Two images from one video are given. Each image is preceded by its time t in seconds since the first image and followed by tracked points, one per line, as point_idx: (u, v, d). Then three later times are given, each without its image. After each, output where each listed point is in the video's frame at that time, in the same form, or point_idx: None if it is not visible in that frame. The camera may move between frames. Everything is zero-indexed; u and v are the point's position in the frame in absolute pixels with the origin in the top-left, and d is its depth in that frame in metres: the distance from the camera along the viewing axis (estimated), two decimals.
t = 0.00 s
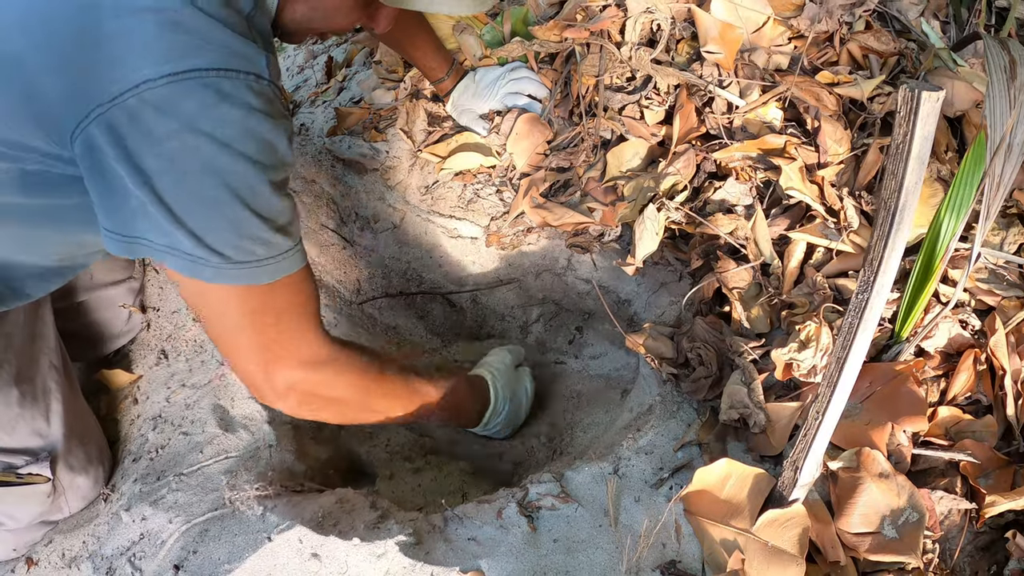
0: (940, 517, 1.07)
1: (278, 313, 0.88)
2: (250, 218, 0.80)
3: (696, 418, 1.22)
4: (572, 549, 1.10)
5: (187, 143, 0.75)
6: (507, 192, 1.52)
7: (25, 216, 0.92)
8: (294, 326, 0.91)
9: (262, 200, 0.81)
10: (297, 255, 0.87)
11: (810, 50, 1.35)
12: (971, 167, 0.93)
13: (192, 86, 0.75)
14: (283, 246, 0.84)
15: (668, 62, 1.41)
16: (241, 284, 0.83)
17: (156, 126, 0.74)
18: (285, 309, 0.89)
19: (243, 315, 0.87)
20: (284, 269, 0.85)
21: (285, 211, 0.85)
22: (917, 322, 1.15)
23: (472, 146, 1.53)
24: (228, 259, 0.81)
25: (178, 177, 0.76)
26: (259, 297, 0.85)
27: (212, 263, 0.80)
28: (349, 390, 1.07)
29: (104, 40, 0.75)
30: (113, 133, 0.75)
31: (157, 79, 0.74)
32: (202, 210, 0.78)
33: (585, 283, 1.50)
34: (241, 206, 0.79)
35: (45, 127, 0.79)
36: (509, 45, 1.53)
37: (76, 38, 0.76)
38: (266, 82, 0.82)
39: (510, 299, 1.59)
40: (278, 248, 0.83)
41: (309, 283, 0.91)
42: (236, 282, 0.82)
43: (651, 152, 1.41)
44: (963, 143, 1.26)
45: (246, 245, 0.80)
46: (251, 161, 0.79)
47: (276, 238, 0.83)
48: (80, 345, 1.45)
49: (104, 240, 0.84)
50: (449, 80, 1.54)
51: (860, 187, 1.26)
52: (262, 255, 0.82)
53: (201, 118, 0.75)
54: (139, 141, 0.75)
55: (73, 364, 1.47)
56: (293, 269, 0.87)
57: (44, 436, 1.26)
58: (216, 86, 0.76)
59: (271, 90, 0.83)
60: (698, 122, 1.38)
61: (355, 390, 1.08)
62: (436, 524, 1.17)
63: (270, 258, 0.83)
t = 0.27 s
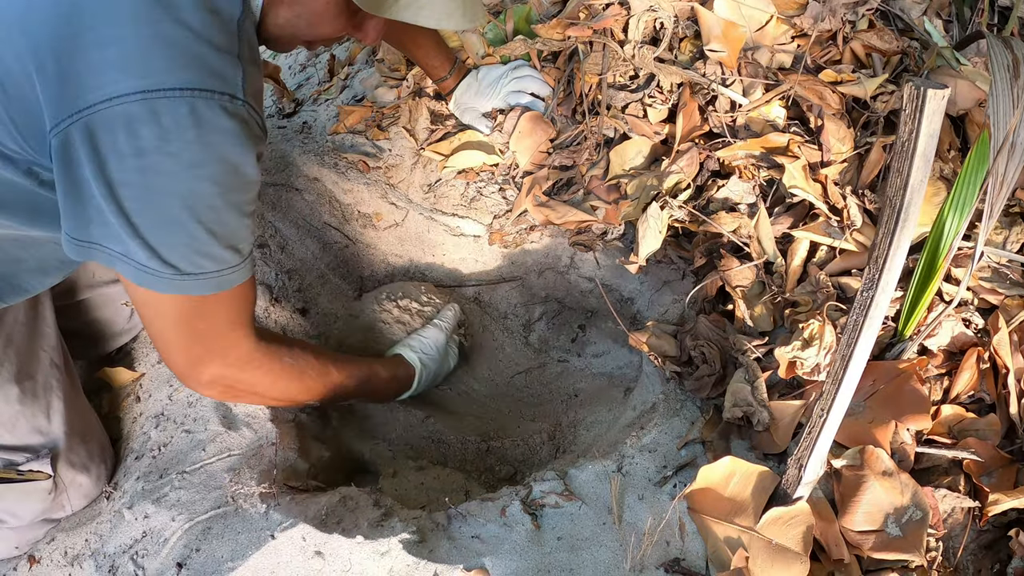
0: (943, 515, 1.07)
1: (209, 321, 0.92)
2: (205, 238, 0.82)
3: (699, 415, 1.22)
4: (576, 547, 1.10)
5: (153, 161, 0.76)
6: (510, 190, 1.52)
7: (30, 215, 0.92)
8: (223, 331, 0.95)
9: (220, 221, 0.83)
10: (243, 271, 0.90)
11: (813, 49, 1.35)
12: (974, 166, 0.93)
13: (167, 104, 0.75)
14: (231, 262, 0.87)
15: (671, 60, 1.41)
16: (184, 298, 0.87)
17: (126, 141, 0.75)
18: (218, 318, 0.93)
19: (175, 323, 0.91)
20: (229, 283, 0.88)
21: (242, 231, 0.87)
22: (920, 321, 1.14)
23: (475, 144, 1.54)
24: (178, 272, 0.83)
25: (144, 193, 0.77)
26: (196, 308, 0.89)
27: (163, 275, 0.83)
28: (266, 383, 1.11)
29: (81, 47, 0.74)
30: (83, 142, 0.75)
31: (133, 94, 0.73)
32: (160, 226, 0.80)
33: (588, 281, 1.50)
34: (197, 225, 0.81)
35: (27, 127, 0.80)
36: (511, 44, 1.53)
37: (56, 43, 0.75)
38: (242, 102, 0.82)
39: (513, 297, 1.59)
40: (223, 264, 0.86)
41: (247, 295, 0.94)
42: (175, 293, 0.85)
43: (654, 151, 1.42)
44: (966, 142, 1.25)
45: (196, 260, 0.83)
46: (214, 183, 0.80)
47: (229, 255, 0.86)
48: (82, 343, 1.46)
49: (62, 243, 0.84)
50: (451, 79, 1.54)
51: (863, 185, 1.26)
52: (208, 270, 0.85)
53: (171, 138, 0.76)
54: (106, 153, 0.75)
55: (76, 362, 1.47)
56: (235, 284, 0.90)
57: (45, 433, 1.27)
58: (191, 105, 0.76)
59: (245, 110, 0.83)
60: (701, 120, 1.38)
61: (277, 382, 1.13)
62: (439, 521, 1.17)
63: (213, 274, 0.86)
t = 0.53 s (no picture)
0: (948, 503, 1.07)
1: (252, 291, 0.93)
2: (228, 219, 0.82)
3: (704, 404, 1.22)
4: (582, 535, 1.11)
5: (166, 149, 0.76)
6: (512, 179, 1.51)
7: (31, 204, 0.91)
8: (261, 301, 0.95)
9: (242, 203, 0.83)
10: (276, 245, 0.90)
11: (816, 38, 1.33)
12: (981, 152, 0.92)
13: (174, 91, 0.74)
14: (263, 239, 0.87)
15: (673, 48, 1.40)
16: (215, 275, 0.87)
17: (136, 130, 0.75)
18: (259, 289, 0.93)
19: (215, 290, 0.91)
20: (264, 258, 0.89)
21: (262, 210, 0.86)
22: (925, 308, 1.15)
23: (478, 133, 1.53)
24: (207, 255, 0.84)
25: (159, 181, 0.77)
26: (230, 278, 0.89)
27: (194, 257, 0.83)
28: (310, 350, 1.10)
29: (82, 41, 0.74)
30: (95, 135, 0.75)
31: (139, 84, 0.73)
32: (183, 211, 0.80)
33: (592, 270, 1.49)
34: (221, 210, 0.81)
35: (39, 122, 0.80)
36: (513, 32, 1.52)
37: (57, 38, 0.75)
38: (247, 85, 0.81)
39: (516, 286, 1.58)
40: (253, 242, 0.86)
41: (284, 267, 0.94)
42: (212, 272, 0.86)
43: (657, 139, 1.41)
44: (970, 131, 1.25)
45: (224, 240, 0.83)
46: (231, 164, 0.80)
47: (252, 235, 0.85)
48: (85, 334, 1.45)
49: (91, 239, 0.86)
50: (453, 69, 1.54)
51: (867, 173, 1.25)
52: (240, 249, 0.85)
53: (182, 124, 0.75)
54: (121, 143, 0.76)
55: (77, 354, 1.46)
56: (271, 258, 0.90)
57: (45, 425, 1.26)
58: (198, 90, 0.75)
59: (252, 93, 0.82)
60: (704, 109, 1.37)
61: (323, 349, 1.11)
62: (444, 511, 1.17)
63: (245, 251, 0.86)
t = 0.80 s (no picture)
0: (954, 505, 1.07)
1: (215, 301, 0.91)
2: (221, 217, 0.82)
3: (710, 404, 1.22)
4: (587, 535, 1.10)
5: (171, 142, 0.75)
6: (518, 177, 1.51)
7: (36, 202, 0.90)
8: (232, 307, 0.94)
9: (236, 201, 0.83)
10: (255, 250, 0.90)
11: (822, 38, 1.33)
12: (989, 153, 0.92)
13: (182, 85, 0.74)
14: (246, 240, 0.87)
15: (680, 48, 1.40)
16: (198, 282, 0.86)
17: (142, 123, 0.74)
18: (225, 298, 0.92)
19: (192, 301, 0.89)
20: (245, 263, 0.89)
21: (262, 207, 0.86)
22: (931, 310, 1.13)
23: (484, 131, 1.52)
24: (198, 255, 0.83)
25: (162, 175, 0.77)
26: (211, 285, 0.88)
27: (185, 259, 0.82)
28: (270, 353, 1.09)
29: (92, 32, 0.73)
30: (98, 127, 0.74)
31: (147, 76, 0.72)
32: (178, 205, 0.79)
33: (597, 270, 1.48)
34: (214, 206, 0.81)
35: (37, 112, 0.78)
36: (519, 31, 1.52)
37: (65, 30, 0.74)
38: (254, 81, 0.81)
39: (521, 286, 1.58)
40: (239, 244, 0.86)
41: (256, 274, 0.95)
42: (194, 278, 0.85)
43: (663, 139, 1.40)
44: (977, 132, 1.25)
45: (215, 240, 0.83)
46: (233, 160, 0.80)
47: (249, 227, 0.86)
48: (88, 331, 1.45)
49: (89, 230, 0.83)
50: (459, 67, 1.54)
51: (874, 174, 1.25)
52: (226, 250, 0.85)
53: (188, 119, 0.75)
54: (124, 136, 0.75)
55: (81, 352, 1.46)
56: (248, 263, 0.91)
57: (48, 423, 1.25)
58: (206, 85, 0.75)
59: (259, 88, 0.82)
60: (711, 108, 1.37)
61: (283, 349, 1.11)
62: (448, 510, 1.17)
63: (231, 253, 0.86)
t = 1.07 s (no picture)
0: (953, 504, 1.07)
1: (198, 280, 0.82)
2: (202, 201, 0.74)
3: (709, 403, 1.22)
4: (585, 534, 1.11)
5: (143, 123, 0.67)
6: (516, 177, 1.51)
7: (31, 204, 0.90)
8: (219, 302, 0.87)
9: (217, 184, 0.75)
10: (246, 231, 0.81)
11: (821, 37, 1.33)
12: (986, 153, 0.92)
13: (160, 65, 0.66)
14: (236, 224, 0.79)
15: (678, 47, 1.40)
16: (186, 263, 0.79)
17: (118, 103, 0.67)
18: (206, 283, 0.83)
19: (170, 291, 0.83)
20: (231, 244, 0.80)
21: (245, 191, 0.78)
22: (930, 308, 1.14)
23: (483, 131, 1.52)
24: (179, 240, 0.75)
25: (139, 160, 0.69)
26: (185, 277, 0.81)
27: (167, 242, 0.75)
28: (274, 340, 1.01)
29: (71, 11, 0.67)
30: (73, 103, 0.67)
31: (124, 53, 0.65)
32: (156, 190, 0.71)
33: (596, 269, 1.49)
34: (195, 189, 0.72)
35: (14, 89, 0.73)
36: (517, 31, 1.52)
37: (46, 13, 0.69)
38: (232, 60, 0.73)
39: (520, 285, 1.58)
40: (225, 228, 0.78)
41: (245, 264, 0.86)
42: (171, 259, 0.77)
43: (661, 138, 1.41)
44: (975, 131, 1.25)
45: (196, 223, 0.75)
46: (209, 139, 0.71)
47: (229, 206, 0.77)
48: (85, 330, 1.44)
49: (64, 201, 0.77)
50: (456, 67, 1.53)
51: (872, 173, 1.25)
52: (210, 234, 0.77)
53: (163, 98, 0.67)
54: (98, 117, 0.68)
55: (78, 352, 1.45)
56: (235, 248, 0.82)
57: (46, 421, 1.25)
58: (184, 65, 0.68)
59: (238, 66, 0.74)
60: (709, 108, 1.37)
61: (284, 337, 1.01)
62: (447, 510, 1.17)
63: (214, 238, 0.77)
